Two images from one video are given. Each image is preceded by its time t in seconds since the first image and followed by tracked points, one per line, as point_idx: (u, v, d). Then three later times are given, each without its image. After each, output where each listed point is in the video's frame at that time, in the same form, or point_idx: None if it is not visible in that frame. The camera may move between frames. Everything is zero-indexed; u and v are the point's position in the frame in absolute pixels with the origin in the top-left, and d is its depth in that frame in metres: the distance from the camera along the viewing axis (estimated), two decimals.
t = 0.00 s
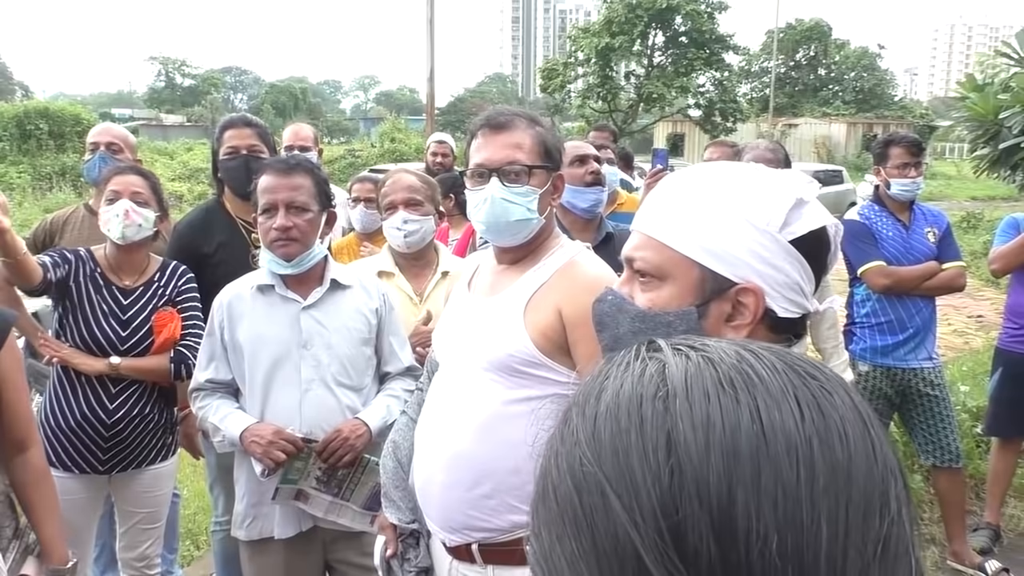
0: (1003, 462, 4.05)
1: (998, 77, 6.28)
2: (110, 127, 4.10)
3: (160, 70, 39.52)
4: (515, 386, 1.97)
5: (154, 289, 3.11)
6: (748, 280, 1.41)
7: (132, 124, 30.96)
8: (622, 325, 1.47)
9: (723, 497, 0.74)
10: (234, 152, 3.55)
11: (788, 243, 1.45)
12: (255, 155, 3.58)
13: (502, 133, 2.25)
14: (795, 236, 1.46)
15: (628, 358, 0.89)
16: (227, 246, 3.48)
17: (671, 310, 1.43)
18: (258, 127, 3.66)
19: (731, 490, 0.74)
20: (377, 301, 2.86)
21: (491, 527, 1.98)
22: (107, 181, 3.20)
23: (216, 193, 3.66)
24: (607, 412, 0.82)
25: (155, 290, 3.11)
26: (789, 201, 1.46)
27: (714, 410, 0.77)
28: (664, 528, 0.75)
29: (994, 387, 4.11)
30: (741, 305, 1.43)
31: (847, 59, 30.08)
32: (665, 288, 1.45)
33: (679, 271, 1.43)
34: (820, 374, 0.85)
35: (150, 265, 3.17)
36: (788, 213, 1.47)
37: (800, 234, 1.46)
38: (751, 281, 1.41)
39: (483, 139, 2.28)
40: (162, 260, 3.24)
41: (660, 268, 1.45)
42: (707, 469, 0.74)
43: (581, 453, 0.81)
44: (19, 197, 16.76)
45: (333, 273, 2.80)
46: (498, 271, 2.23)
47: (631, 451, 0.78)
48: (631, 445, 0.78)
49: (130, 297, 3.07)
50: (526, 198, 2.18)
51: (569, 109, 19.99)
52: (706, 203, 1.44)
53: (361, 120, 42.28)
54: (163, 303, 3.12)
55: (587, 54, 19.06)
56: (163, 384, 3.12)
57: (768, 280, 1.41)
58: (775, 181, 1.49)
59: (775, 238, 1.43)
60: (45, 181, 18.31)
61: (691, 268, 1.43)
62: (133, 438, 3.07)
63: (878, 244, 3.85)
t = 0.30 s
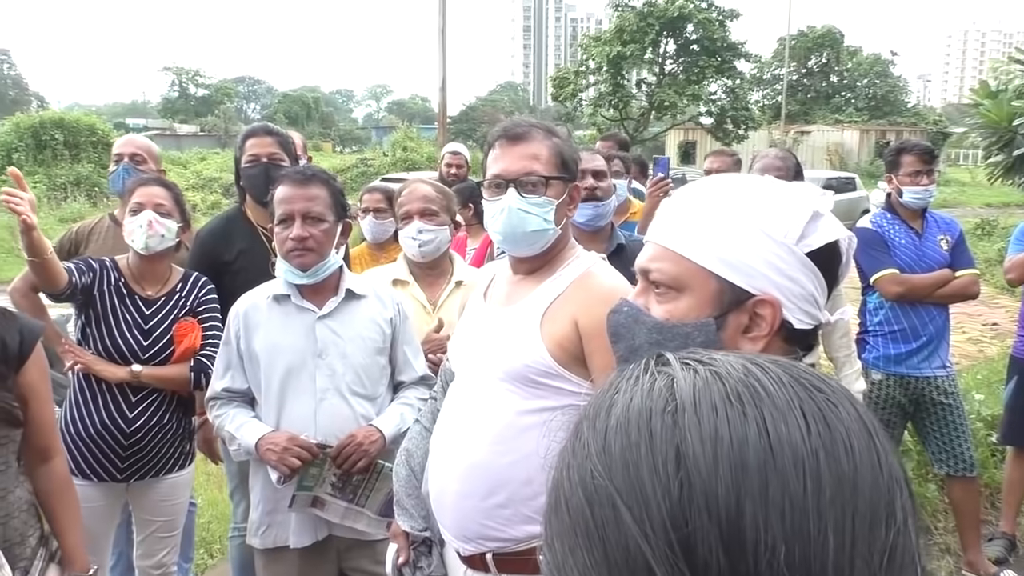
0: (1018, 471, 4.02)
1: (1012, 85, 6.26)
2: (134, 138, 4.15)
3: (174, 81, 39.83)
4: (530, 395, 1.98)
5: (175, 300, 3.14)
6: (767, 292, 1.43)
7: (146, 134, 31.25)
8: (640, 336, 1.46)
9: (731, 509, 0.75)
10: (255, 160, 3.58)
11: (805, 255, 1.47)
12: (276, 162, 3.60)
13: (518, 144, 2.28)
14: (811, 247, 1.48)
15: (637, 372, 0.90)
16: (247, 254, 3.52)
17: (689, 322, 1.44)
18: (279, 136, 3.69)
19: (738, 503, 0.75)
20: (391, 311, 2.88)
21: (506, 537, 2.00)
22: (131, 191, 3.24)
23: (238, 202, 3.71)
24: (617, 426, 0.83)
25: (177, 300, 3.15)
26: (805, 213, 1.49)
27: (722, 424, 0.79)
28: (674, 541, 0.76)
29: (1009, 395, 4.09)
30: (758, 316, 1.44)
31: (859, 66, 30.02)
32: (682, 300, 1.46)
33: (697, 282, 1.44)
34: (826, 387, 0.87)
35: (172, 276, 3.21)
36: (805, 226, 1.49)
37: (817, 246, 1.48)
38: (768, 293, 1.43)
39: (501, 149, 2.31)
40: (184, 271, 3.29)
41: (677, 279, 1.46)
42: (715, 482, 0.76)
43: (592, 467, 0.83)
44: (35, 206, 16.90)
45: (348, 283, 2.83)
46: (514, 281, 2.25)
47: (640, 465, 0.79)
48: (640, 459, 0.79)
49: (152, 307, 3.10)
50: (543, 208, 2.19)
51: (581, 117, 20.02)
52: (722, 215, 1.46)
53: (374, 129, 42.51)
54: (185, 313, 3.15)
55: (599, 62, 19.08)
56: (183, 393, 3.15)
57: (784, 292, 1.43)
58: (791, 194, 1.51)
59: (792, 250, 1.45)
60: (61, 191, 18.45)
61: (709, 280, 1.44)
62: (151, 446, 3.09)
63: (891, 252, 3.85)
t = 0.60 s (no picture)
0: None
1: None
2: (161, 146, 4.20)
3: (190, 88, 40.12)
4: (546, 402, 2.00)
5: (192, 304, 3.18)
6: (778, 299, 1.45)
7: (161, 141, 31.50)
8: (652, 342, 1.47)
9: (751, 524, 0.76)
10: (273, 167, 3.62)
11: (818, 263, 1.48)
12: (293, 170, 3.64)
13: (534, 152, 2.29)
14: (824, 256, 1.49)
15: (657, 381, 0.91)
16: (267, 260, 3.56)
17: (701, 328, 1.45)
18: (297, 144, 3.74)
19: (759, 517, 0.76)
20: (406, 316, 2.90)
21: (520, 543, 2.01)
22: (149, 198, 3.28)
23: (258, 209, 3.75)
24: (636, 437, 0.85)
25: (194, 304, 3.18)
26: (819, 221, 1.50)
27: (742, 438, 0.80)
28: (694, 553, 0.77)
29: None
30: (770, 323, 1.46)
31: (874, 71, 29.89)
32: (695, 306, 1.47)
33: (710, 288, 1.46)
34: (845, 399, 0.88)
35: (189, 282, 3.25)
36: (818, 234, 1.50)
37: (829, 254, 1.50)
38: (781, 300, 1.44)
39: (517, 157, 2.33)
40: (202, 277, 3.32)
41: (690, 285, 1.47)
42: (736, 497, 0.77)
43: (612, 477, 0.84)
44: (53, 214, 17.04)
45: (364, 290, 2.85)
46: (529, 287, 2.27)
47: (661, 478, 0.81)
48: (660, 472, 0.81)
49: (168, 311, 3.14)
50: (558, 215, 2.21)
51: (594, 123, 20.04)
52: (734, 221, 1.48)
53: (388, 136, 42.66)
54: (201, 317, 3.18)
55: (612, 68, 19.09)
56: (199, 397, 3.18)
57: (796, 300, 1.45)
58: (805, 204, 1.53)
59: (804, 258, 1.46)
60: (78, 198, 18.61)
61: (722, 287, 1.45)
62: (168, 451, 3.13)
63: (904, 258, 3.85)
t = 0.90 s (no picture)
0: None
1: None
2: (185, 158, 4.25)
3: (209, 95, 40.46)
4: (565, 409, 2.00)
5: (209, 310, 3.21)
6: (804, 311, 1.48)
7: (180, 148, 31.80)
8: (682, 357, 1.44)
9: (759, 547, 0.77)
10: (296, 175, 3.68)
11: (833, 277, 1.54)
12: (315, 178, 3.69)
13: (551, 162, 2.30)
14: (838, 269, 1.56)
15: (670, 397, 0.91)
16: (288, 267, 3.58)
17: (734, 341, 1.44)
18: (320, 153, 3.79)
19: (767, 541, 0.77)
20: (423, 325, 2.92)
21: (538, 549, 2.02)
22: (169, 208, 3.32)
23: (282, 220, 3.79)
24: (649, 454, 0.85)
25: (211, 310, 3.21)
26: (834, 236, 1.56)
27: (752, 462, 0.80)
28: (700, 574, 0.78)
29: None
30: (795, 334, 1.49)
31: (892, 74, 29.69)
32: (726, 319, 1.47)
33: (741, 303, 1.47)
34: (853, 421, 0.88)
35: (207, 288, 3.29)
36: (835, 248, 1.56)
37: (844, 268, 1.56)
38: (805, 312, 1.48)
39: (533, 167, 2.33)
40: (220, 284, 3.35)
41: (721, 299, 1.47)
42: (745, 520, 0.78)
43: (621, 494, 0.84)
44: (74, 220, 17.21)
45: (381, 297, 2.87)
46: (545, 296, 2.28)
47: (671, 496, 0.81)
48: (670, 490, 0.81)
49: (186, 318, 3.17)
50: (574, 226, 2.22)
51: (610, 128, 20.02)
52: (759, 233, 1.50)
53: (405, 142, 42.82)
54: (218, 323, 3.21)
55: (628, 74, 19.05)
56: (216, 402, 3.20)
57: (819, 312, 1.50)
58: (821, 219, 1.59)
59: (824, 271, 1.52)
60: (99, 205, 18.78)
61: (750, 299, 1.47)
62: (187, 456, 3.15)
63: (920, 264, 3.82)
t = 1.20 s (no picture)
0: None
1: None
2: (192, 170, 4.29)
3: (225, 106, 40.79)
4: (580, 417, 2.04)
5: (220, 320, 3.24)
6: (826, 321, 1.51)
7: (197, 158, 32.06)
8: (724, 373, 1.47)
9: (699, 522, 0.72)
10: (315, 186, 3.72)
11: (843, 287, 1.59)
12: (335, 188, 3.73)
13: (567, 174, 2.32)
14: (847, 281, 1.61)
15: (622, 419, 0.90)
16: (307, 276, 3.62)
17: (773, 355, 1.47)
18: (339, 164, 3.83)
19: (705, 513, 0.73)
20: (438, 336, 2.94)
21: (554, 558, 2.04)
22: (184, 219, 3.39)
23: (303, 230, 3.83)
24: (596, 459, 0.83)
25: (221, 321, 3.23)
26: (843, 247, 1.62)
27: (689, 445, 0.78)
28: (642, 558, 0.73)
29: None
30: (818, 345, 1.51)
31: (907, 82, 29.57)
32: (762, 334, 1.49)
33: (776, 317, 1.48)
34: (790, 419, 0.86)
35: (217, 298, 3.31)
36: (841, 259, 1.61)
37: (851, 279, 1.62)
38: (829, 324, 1.52)
39: (548, 180, 2.35)
40: (232, 294, 3.38)
41: (760, 313, 1.48)
42: (684, 495, 0.74)
43: (575, 496, 0.81)
44: (91, 230, 17.36)
45: (398, 309, 2.89)
46: (559, 307, 2.29)
47: (617, 487, 0.78)
48: (612, 482, 0.78)
49: (197, 329, 3.20)
50: (590, 238, 2.23)
51: (624, 137, 20.04)
52: (784, 247, 1.51)
53: (419, 152, 43.00)
54: (226, 334, 3.23)
55: (641, 83, 19.06)
56: (227, 412, 3.22)
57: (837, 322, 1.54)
58: (828, 233, 1.64)
59: (838, 282, 1.56)
60: (116, 215, 18.96)
61: (785, 314, 1.49)
62: (198, 465, 3.18)
63: (935, 274, 3.81)
